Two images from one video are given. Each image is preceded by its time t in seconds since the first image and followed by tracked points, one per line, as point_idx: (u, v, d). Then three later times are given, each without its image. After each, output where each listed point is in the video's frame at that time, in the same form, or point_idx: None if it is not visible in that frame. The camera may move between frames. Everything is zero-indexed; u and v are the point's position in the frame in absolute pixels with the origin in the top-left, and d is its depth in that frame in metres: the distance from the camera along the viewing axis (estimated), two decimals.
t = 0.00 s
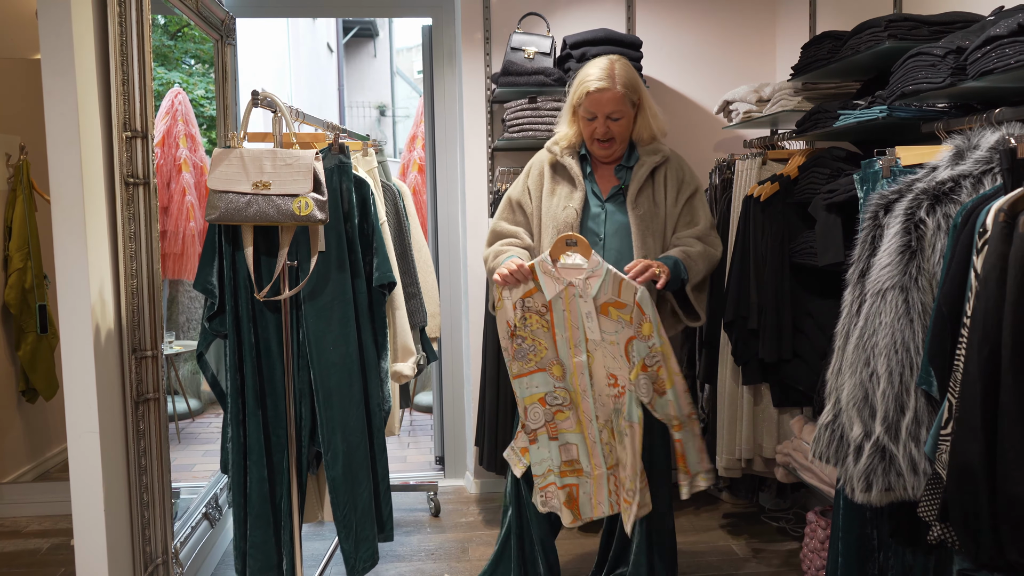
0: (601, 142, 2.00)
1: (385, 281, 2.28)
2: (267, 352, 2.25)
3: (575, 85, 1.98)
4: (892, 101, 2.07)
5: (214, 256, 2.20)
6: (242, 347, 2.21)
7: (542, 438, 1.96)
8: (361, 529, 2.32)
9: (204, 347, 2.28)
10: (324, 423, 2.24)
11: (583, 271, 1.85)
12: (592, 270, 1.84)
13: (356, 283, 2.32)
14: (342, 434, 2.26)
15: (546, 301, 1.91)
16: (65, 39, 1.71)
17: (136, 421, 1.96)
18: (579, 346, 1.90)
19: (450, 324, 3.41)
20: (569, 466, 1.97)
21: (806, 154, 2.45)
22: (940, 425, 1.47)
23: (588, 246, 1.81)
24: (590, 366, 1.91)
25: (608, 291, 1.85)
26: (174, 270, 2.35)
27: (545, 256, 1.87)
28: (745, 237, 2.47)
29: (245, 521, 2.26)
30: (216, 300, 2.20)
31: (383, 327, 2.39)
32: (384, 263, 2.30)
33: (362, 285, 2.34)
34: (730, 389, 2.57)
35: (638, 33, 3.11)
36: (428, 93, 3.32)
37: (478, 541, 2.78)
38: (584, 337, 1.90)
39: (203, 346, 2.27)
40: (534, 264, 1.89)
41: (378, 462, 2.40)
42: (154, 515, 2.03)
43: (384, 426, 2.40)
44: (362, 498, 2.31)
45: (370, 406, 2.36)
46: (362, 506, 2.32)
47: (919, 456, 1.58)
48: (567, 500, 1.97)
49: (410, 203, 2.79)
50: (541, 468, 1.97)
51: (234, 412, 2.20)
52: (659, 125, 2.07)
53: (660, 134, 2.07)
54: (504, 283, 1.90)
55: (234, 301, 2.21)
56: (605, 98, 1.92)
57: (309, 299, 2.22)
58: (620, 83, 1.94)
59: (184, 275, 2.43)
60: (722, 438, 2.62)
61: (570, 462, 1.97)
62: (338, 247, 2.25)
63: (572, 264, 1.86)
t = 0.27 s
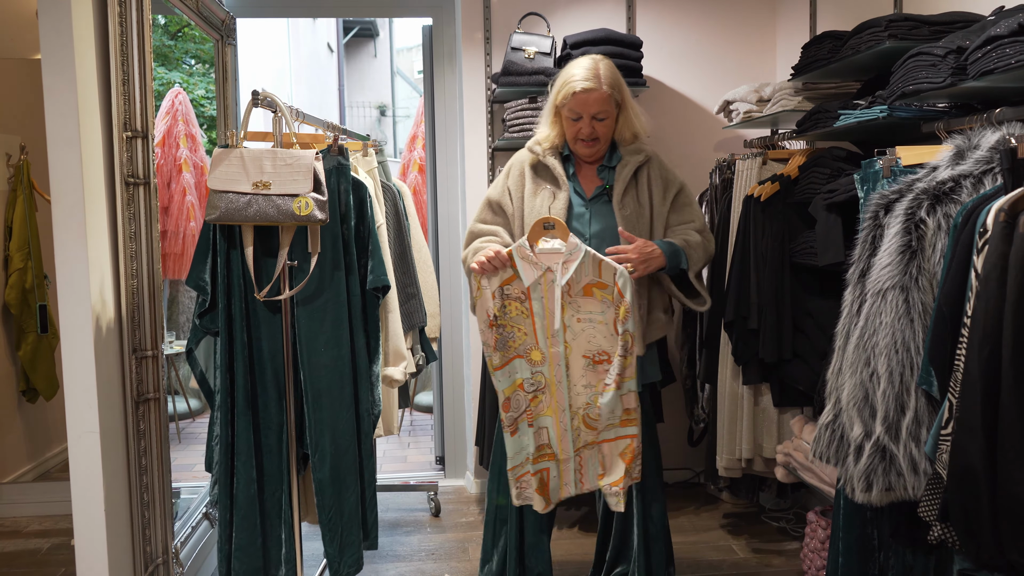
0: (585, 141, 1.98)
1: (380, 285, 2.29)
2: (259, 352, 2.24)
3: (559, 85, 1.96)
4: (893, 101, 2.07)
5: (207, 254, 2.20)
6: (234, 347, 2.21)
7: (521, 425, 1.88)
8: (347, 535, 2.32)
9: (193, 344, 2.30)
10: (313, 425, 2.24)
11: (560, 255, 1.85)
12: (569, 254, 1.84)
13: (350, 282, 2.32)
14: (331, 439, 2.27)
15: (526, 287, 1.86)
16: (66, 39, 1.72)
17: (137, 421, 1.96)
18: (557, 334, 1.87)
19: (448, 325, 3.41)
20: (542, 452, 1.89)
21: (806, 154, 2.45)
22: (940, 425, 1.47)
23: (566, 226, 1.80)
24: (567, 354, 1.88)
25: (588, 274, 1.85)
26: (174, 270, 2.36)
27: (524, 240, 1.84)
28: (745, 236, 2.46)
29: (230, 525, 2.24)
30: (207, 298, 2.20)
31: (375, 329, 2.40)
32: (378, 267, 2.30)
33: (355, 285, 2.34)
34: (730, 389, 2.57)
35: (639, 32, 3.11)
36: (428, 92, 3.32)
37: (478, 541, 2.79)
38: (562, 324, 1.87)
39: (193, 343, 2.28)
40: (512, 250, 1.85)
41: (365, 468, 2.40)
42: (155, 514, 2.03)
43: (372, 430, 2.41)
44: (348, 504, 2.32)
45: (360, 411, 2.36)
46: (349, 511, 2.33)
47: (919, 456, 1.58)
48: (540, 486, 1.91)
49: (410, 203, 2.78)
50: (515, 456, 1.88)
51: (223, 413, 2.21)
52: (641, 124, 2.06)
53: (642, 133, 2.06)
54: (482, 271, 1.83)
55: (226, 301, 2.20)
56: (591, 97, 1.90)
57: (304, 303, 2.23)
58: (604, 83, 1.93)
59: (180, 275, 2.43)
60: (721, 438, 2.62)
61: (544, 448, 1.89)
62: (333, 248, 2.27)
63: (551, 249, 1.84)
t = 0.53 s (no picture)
0: (548, 143, 1.92)
1: (376, 286, 2.29)
2: (251, 352, 2.26)
3: (522, 86, 1.89)
4: (893, 101, 2.07)
5: (203, 253, 2.19)
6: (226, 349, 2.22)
7: (482, 416, 1.87)
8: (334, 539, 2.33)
9: (188, 342, 2.28)
10: (302, 426, 2.26)
11: (540, 229, 1.85)
12: (551, 222, 1.84)
13: (345, 282, 2.32)
14: (321, 441, 2.29)
15: (502, 268, 1.85)
16: (66, 39, 1.72)
17: (137, 421, 1.96)
18: (538, 308, 1.85)
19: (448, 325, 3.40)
20: (511, 442, 1.87)
21: (806, 154, 2.45)
22: (940, 425, 1.47)
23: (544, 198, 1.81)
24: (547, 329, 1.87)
25: (568, 241, 1.87)
26: (175, 270, 2.38)
27: (501, 218, 1.84)
28: (745, 236, 2.45)
29: (217, 525, 2.23)
30: (203, 294, 2.19)
31: (370, 330, 2.39)
32: (375, 268, 2.30)
33: (350, 286, 2.33)
34: (730, 389, 2.57)
35: (639, 32, 3.11)
36: (428, 93, 3.31)
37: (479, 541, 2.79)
38: (542, 298, 1.85)
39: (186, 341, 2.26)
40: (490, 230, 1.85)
41: (354, 475, 2.38)
42: (155, 514, 2.03)
43: (360, 432, 2.38)
44: (336, 506, 2.33)
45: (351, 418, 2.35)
46: (336, 512, 2.33)
47: (919, 456, 1.58)
48: (509, 478, 1.88)
49: (411, 203, 2.78)
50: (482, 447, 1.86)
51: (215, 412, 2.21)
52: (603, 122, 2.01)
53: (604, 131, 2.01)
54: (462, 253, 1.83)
55: (219, 302, 2.21)
56: (558, 99, 1.84)
57: (302, 305, 2.25)
58: (570, 84, 1.87)
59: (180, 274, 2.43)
60: (721, 438, 2.61)
61: (511, 439, 1.87)
62: (330, 248, 2.28)
63: (527, 221, 1.85)
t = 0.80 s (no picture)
0: (525, 152, 1.88)
1: (379, 286, 2.14)
2: (254, 352, 2.26)
3: (499, 95, 1.81)
4: (893, 101, 2.07)
5: (205, 255, 2.20)
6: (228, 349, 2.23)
7: (479, 398, 1.85)
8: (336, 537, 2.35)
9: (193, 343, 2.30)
10: (306, 425, 2.28)
11: (520, 213, 1.87)
12: (529, 206, 1.87)
13: (346, 283, 2.33)
14: (323, 440, 2.29)
15: (489, 252, 1.87)
16: (66, 40, 1.72)
17: (137, 421, 1.95)
18: (521, 287, 1.88)
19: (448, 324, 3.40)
20: (506, 414, 1.82)
21: (806, 154, 2.45)
22: (940, 425, 1.47)
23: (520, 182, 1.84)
24: (531, 307, 1.88)
25: (545, 222, 1.89)
26: (175, 270, 2.38)
27: (483, 203, 1.85)
28: (745, 236, 2.45)
29: (217, 521, 2.24)
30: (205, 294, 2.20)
31: (372, 329, 2.40)
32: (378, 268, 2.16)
33: (350, 286, 2.35)
34: (731, 389, 2.56)
35: (639, 32, 3.11)
36: (429, 92, 3.32)
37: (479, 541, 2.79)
38: (526, 276, 1.88)
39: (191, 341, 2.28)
40: (476, 217, 1.85)
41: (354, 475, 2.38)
42: (156, 514, 2.03)
43: (360, 434, 2.38)
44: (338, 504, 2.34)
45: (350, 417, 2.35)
46: (338, 510, 2.34)
47: (919, 455, 1.58)
48: (505, 452, 1.81)
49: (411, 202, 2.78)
50: (477, 429, 1.83)
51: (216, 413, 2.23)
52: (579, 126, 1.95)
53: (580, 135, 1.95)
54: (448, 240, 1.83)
55: (222, 303, 2.22)
56: (537, 111, 1.77)
57: (304, 304, 2.26)
58: (548, 95, 1.80)
59: (179, 274, 2.43)
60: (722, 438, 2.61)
61: (506, 412, 1.82)
62: (332, 249, 2.29)
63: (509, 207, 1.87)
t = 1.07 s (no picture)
0: (521, 157, 1.86)
1: (384, 283, 2.19)
2: (262, 351, 2.32)
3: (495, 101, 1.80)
4: (893, 101, 2.07)
5: (211, 258, 2.27)
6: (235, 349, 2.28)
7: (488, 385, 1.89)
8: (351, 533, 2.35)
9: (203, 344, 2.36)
10: (315, 424, 2.28)
11: (510, 199, 1.88)
12: (518, 192, 1.88)
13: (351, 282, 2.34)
14: (332, 437, 2.30)
15: (483, 240, 1.88)
16: (66, 40, 1.72)
17: (137, 420, 1.96)
18: (517, 270, 1.88)
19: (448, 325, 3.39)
20: (516, 396, 1.86)
21: (806, 154, 2.46)
22: (941, 425, 1.47)
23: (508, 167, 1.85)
24: (528, 289, 1.88)
25: (536, 204, 1.89)
26: (176, 270, 2.37)
27: (475, 194, 1.84)
28: (744, 237, 2.45)
29: (229, 521, 2.30)
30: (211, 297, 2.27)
31: (379, 327, 2.40)
32: (382, 264, 2.24)
33: (357, 285, 2.35)
34: (731, 389, 2.56)
35: (639, 32, 3.11)
36: (429, 92, 3.32)
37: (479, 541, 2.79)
38: (522, 260, 1.88)
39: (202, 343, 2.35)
40: (467, 205, 1.83)
41: (368, 470, 2.38)
42: (156, 514, 2.03)
43: (373, 431, 2.39)
44: (351, 501, 2.34)
45: (362, 411, 2.36)
46: (351, 506, 2.34)
47: (919, 455, 1.58)
48: (520, 432, 1.84)
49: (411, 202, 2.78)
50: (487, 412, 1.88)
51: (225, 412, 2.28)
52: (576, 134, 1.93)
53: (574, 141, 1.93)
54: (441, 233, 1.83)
55: (228, 304, 2.28)
56: (533, 118, 1.76)
57: (308, 304, 2.27)
58: (546, 102, 1.78)
59: (183, 275, 2.42)
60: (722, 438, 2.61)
61: (515, 394, 1.86)
62: (335, 247, 2.30)
63: (499, 195, 1.87)
